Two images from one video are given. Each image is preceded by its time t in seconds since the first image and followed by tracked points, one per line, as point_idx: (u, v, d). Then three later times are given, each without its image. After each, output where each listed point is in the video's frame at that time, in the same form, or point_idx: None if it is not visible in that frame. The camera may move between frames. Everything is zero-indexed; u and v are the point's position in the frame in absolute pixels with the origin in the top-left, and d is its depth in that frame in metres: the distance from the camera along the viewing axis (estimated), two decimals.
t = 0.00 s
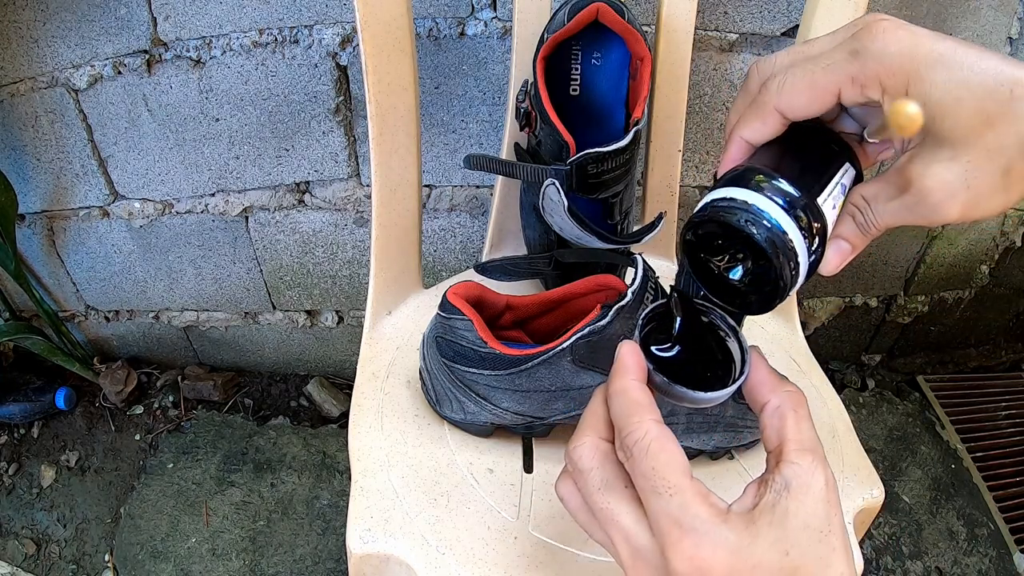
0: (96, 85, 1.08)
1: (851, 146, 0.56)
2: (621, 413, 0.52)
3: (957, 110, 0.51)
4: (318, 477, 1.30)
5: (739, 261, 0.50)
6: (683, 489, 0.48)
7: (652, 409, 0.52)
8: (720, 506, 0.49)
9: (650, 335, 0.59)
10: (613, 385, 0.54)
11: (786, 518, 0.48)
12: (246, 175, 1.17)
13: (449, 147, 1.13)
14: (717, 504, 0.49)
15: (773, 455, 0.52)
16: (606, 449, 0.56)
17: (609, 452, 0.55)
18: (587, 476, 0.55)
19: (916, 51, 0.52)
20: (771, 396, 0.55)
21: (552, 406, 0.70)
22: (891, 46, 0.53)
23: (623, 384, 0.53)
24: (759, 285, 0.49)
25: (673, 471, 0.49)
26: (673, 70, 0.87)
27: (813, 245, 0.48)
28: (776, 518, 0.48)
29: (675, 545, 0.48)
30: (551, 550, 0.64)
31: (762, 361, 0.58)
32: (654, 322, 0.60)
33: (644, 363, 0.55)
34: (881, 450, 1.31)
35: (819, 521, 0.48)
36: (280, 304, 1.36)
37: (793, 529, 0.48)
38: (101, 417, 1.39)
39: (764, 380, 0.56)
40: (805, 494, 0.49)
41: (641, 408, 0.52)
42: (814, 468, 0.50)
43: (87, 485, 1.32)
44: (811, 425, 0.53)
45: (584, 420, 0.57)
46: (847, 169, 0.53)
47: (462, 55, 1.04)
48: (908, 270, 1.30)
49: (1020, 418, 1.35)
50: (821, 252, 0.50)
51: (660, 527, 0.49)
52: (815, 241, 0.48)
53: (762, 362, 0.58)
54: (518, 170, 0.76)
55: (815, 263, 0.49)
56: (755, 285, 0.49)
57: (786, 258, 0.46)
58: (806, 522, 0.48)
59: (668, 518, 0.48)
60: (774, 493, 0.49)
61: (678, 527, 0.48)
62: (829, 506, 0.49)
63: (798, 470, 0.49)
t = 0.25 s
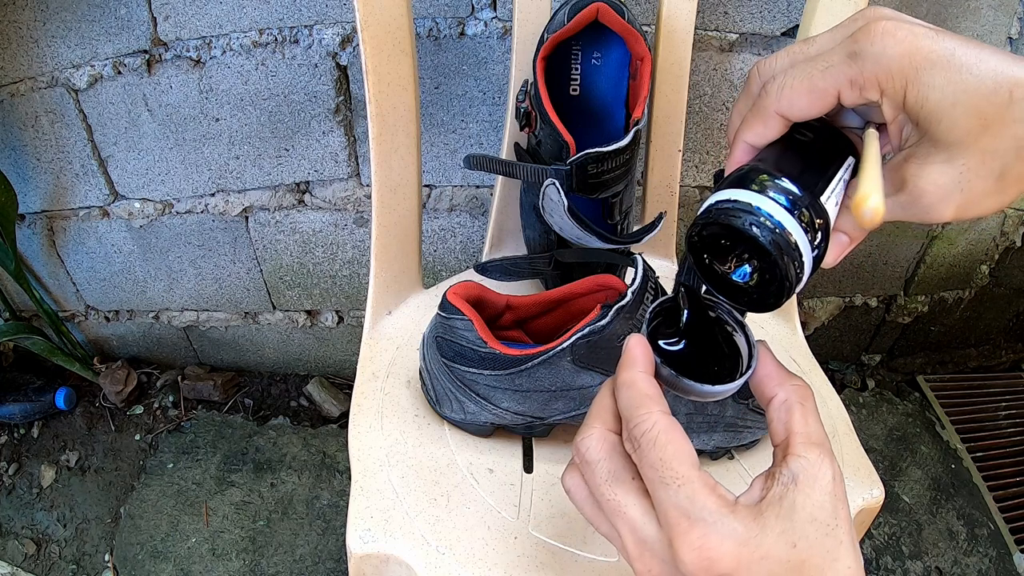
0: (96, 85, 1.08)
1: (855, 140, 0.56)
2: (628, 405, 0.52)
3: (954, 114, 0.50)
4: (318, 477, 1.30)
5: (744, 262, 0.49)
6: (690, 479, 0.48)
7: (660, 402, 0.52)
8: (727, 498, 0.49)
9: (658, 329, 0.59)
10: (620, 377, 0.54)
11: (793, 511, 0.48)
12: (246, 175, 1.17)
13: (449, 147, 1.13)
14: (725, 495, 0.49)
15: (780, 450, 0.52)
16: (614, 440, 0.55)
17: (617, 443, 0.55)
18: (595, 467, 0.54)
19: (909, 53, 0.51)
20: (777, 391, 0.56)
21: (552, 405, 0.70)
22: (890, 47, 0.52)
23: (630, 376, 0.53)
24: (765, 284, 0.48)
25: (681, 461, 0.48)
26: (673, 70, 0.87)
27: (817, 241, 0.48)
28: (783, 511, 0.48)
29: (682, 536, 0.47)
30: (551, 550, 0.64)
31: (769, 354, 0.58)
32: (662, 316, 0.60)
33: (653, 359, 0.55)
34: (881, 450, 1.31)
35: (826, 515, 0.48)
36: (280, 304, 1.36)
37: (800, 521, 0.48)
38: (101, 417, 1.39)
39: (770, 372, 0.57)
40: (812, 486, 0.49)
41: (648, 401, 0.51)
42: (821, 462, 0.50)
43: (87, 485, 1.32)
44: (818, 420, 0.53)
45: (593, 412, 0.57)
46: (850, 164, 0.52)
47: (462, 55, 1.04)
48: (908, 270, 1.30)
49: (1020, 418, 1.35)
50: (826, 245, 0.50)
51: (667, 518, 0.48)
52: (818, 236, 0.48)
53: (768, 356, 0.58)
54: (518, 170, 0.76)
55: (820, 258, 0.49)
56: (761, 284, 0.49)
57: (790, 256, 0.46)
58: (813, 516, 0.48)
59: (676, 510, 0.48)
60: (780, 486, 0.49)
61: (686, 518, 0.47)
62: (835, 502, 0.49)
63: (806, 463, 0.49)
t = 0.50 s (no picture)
0: (96, 85, 1.08)
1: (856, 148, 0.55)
2: (628, 400, 0.52)
3: (968, 117, 0.49)
4: (319, 476, 1.30)
5: (734, 267, 0.49)
6: (690, 472, 0.48)
7: (661, 396, 0.52)
8: (727, 491, 0.49)
9: (660, 327, 0.60)
10: (621, 373, 0.54)
11: (792, 506, 0.48)
12: (246, 175, 1.17)
13: (449, 147, 1.13)
14: (724, 488, 0.49)
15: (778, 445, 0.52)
16: (616, 435, 0.55)
17: (619, 438, 0.55)
18: (596, 462, 0.54)
19: (915, 59, 0.50)
20: (777, 388, 0.56)
21: (552, 405, 0.70)
22: (894, 55, 0.51)
23: (632, 371, 0.53)
24: (752, 292, 0.48)
25: (682, 455, 0.48)
26: (673, 70, 0.87)
27: (809, 254, 0.48)
28: (782, 505, 0.48)
29: (682, 528, 0.47)
30: (551, 550, 0.64)
31: (769, 352, 0.58)
32: (663, 314, 0.60)
33: (653, 356, 0.55)
34: (881, 450, 1.31)
35: (824, 509, 0.48)
36: (280, 304, 1.36)
37: (799, 515, 0.48)
38: (101, 417, 1.39)
39: (770, 370, 0.57)
40: (810, 481, 0.49)
41: (649, 396, 0.52)
42: (820, 457, 0.50)
43: (87, 485, 1.32)
44: (817, 418, 0.53)
45: (595, 408, 0.57)
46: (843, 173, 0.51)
47: (462, 55, 1.04)
48: (908, 270, 1.30)
49: (1020, 418, 1.35)
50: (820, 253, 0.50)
51: (668, 512, 0.48)
52: (811, 249, 0.48)
53: (768, 353, 0.58)
54: (518, 170, 0.76)
55: (813, 271, 0.49)
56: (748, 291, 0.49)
57: (777, 267, 0.46)
58: (812, 510, 0.48)
59: (675, 502, 0.48)
60: (779, 481, 0.49)
61: (686, 511, 0.48)
62: (834, 497, 0.49)
63: (806, 459, 0.49)
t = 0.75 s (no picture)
0: (96, 85, 1.08)
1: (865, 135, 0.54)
2: (635, 397, 0.52)
3: (970, 108, 0.49)
4: (318, 477, 1.30)
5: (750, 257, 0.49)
6: (694, 468, 0.48)
7: (666, 393, 0.52)
8: (730, 486, 0.49)
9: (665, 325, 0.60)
10: (628, 371, 0.54)
11: (795, 502, 0.48)
12: (245, 175, 1.17)
13: (449, 147, 1.13)
14: (728, 484, 0.49)
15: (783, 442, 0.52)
16: (622, 431, 0.55)
17: (625, 435, 0.55)
18: (602, 457, 0.54)
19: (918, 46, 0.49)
20: (782, 384, 0.55)
21: (552, 406, 0.70)
22: (897, 43, 0.49)
23: (638, 368, 0.53)
24: (768, 283, 0.49)
25: (685, 451, 0.49)
26: (673, 70, 0.87)
27: (820, 241, 0.48)
28: (785, 502, 0.48)
29: (685, 523, 0.47)
30: (551, 549, 0.64)
31: (774, 348, 0.58)
32: (669, 312, 0.60)
33: (659, 353, 0.55)
34: (881, 450, 1.31)
35: (828, 506, 0.48)
36: (280, 304, 1.36)
37: (802, 512, 0.48)
38: (101, 417, 1.39)
39: (775, 366, 0.56)
40: (814, 477, 0.48)
41: (654, 392, 0.52)
42: (824, 454, 0.49)
43: (87, 485, 1.32)
44: (821, 413, 0.53)
45: (601, 404, 0.57)
46: (855, 160, 0.52)
47: (462, 55, 1.04)
48: (908, 270, 1.30)
49: (1020, 418, 1.35)
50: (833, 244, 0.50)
51: (671, 507, 0.49)
52: (821, 237, 0.48)
53: (773, 350, 0.58)
54: (518, 170, 0.76)
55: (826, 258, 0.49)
56: (765, 280, 0.49)
57: (791, 259, 0.46)
58: (815, 507, 0.48)
59: (679, 497, 0.48)
60: (783, 478, 0.49)
61: (689, 506, 0.48)
62: (838, 494, 0.48)
63: (809, 455, 0.49)
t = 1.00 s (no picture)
0: (95, 85, 1.08)
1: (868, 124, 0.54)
2: (637, 391, 0.52)
3: (968, 100, 0.49)
4: (318, 477, 1.30)
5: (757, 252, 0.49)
6: (696, 462, 0.48)
7: (668, 387, 0.52)
8: (733, 481, 0.49)
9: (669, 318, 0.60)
10: (630, 364, 0.54)
11: (797, 497, 0.47)
12: (245, 175, 1.17)
13: (449, 147, 1.13)
14: (730, 479, 0.49)
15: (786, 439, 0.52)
16: (624, 425, 0.55)
17: (627, 428, 0.55)
18: (605, 451, 0.55)
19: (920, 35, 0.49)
20: (784, 379, 0.55)
21: (552, 406, 0.70)
22: (898, 32, 0.49)
23: (640, 362, 0.53)
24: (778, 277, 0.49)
25: (687, 445, 0.49)
26: (673, 70, 0.87)
27: (826, 230, 0.47)
28: (787, 497, 0.48)
29: (687, 517, 0.48)
30: (551, 549, 0.64)
31: (777, 343, 0.57)
32: (672, 306, 0.60)
33: (663, 346, 0.55)
34: (881, 450, 1.31)
35: (830, 502, 0.48)
36: (280, 304, 1.36)
37: (804, 507, 0.47)
38: (101, 417, 1.39)
39: (778, 361, 0.56)
40: (817, 473, 0.48)
41: (657, 386, 0.52)
42: (826, 450, 0.49)
43: (87, 484, 1.32)
44: (823, 410, 0.53)
45: (602, 398, 0.57)
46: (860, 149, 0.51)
47: (462, 55, 1.04)
48: (908, 270, 1.30)
49: (1020, 418, 1.35)
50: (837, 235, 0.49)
51: (673, 501, 0.49)
52: (827, 226, 0.47)
53: (777, 345, 0.57)
54: (518, 170, 0.76)
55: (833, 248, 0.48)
56: (775, 273, 0.49)
57: (799, 250, 0.46)
58: (817, 502, 0.48)
59: (680, 491, 0.48)
60: (785, 473, 0.49)
61: (691, 500, 0.48)
62: (840, 490, 0.48)
63: (811, 451, 0.49)
